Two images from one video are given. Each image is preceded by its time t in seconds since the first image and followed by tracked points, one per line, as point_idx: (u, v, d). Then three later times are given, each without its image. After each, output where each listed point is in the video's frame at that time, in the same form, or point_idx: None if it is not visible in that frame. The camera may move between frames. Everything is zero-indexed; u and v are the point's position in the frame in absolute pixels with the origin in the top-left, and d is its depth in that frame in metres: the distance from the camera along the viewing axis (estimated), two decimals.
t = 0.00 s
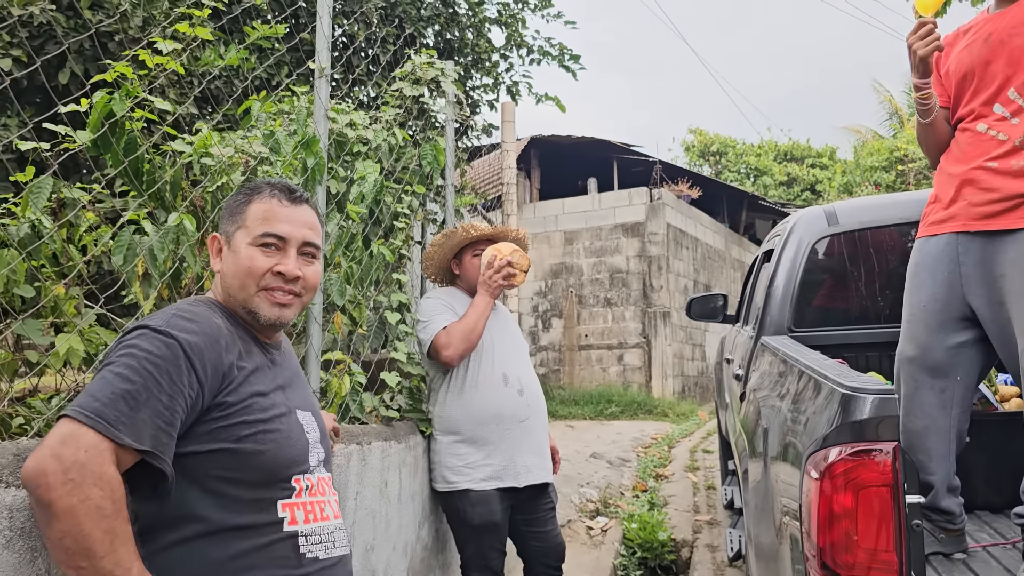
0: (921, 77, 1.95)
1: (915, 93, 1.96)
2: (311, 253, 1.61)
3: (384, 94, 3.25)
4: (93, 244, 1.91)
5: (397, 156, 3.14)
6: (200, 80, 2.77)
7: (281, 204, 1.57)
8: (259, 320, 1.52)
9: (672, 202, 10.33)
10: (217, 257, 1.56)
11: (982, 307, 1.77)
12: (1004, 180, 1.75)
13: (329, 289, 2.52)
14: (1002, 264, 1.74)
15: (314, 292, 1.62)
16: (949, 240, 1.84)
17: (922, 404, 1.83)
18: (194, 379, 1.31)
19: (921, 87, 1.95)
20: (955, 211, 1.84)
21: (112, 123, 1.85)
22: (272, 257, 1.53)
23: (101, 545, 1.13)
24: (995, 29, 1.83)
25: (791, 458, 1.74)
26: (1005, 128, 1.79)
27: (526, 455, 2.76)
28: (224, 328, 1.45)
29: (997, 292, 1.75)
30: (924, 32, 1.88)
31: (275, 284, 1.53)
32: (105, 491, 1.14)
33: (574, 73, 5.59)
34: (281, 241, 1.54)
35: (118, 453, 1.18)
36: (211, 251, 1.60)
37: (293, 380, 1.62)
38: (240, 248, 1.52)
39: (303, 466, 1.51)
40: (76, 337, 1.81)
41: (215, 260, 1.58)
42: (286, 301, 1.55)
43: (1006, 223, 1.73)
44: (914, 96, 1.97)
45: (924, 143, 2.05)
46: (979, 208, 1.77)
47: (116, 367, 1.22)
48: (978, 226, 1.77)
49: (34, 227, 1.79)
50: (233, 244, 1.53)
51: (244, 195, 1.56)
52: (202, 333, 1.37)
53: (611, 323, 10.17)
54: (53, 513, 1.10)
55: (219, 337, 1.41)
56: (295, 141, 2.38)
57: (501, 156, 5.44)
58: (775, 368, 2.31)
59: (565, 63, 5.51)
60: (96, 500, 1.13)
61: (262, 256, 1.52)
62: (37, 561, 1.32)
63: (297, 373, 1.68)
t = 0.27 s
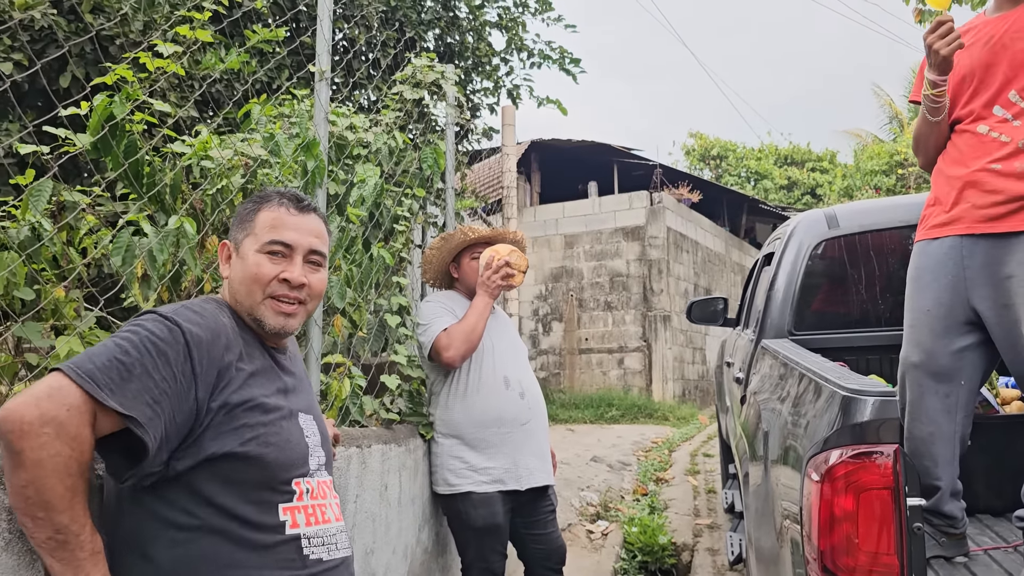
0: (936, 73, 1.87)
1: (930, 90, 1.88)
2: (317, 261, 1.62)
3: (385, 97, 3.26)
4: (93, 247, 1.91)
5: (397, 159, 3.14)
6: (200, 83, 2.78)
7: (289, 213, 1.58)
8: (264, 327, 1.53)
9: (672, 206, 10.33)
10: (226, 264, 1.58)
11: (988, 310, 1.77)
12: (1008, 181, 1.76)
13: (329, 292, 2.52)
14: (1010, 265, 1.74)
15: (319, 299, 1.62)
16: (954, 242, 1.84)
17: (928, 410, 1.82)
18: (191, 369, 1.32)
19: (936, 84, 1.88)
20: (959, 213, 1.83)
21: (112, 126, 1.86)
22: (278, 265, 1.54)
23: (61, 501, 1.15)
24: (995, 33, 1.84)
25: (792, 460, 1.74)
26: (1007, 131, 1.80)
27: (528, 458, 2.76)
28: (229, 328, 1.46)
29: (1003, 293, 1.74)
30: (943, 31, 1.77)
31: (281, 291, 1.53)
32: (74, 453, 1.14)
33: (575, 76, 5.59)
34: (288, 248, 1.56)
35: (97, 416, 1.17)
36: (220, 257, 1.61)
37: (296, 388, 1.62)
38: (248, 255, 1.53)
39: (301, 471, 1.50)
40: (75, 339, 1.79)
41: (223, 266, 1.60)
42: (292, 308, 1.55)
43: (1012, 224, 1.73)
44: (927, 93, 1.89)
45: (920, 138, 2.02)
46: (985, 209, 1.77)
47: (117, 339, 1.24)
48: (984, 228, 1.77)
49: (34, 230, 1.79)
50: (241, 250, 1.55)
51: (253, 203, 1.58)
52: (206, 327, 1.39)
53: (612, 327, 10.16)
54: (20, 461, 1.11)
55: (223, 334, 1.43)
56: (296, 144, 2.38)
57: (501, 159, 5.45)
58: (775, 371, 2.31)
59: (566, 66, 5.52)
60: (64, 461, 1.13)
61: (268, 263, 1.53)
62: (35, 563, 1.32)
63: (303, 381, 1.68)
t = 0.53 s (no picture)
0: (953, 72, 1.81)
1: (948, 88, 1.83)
2: (295, 256, 1.60)
3: (386, 101, 3.26)
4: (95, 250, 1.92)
5: (398, 163, 3.15)
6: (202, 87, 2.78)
7: (264, 210, 1.56)
8: (246, 327, 1.53)
9: (673, 209, 10.33)
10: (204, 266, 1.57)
11: (993, 313, 1.77)
12: (1013, 185, 1.77)
13: (330, 296, 2.52)
14: (1016, 269, 1.75)
15: (299, 295, 1.61)
16: (958, 246, 1.84)
17: (930, 414, 1.84)
18: (168, 387, 1.32)
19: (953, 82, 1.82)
20: (963, 216, 1.83)
21: (114, 130, 1.87)
22: (256, 263, 1.53)
23: (66, 542, 1.17)
24: (997, 36, 1.85)
25: (793, 463, 1.74)
26: (1009, 134, 1.81)
27: (530, 461, 2.76)
28: (204, 339, 1.45)
29: (1007, 296, 1.75)
30: (964, 30, 1.72)
31: (260, 290, 1.52)
32: (71, 493, 1.16)
33: (575, 80, 5.60)
34: (264, 246, 1.54)
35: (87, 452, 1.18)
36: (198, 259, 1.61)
37: (284, 387, 1.61)
38: (225, 255, 1.52)
39: (296, 470, 1.51)
40: (78, 343, 1.79)
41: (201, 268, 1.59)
42: (272, 306, 1.54)
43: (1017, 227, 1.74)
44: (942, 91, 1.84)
45: (922, 133, 1.99)
46: (990, 213, 1.78)
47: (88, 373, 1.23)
48: (989, 231, 1.78)
49: (36, 234, 1.80)
50: (218, 251, 1.53)
51: (229, 202, 1.56)
52: (178, 342, 1.38)
53: (612, 331, 10.16)
54: (19, 509, 1.13)
55: (199, 347, 1.42)
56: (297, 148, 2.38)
57: (502, 163, 5.46)
58: (776, 374, 2.31)
59: (567, 70, 5.53)
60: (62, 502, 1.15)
61: (246, 262, 1.52)
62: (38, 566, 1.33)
63: (290, 377, 1.68)
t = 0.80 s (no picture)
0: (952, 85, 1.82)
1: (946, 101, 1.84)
2: (285, 255, 1.61)
3: (386, 104, 3.28)
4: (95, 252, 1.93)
5: (397, 166, 3.16)
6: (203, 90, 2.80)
7: (253, 209, 1.57)
8: (236, 326, 1.53)
9: (672, 212, 10.35)
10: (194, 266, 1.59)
11: (992, 315, 1.77)
12: (1010, 187, 1.78)
13: (329, 298, 2.53)
14: (1014, 271, 1.76)
15: (289, 294, 1.62)
16: (956, 249, 1.85)
17: (928, 417, 1.84)
18: (155, 390, 1.33)
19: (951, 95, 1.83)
20: (961, 219, 1.84)
21: (114, 133, 1.88)
22: (245, 262, 1.54)
23: (69, 567, 1.17)
24: (991, 40, 1.87)
25: (789, 464, 1.75)
26: (1005, 137, 1.82)
27: (528, 463, 2.76)
28: (188, 341, 1.46)
29: (1005, 299, 1.76)
30: (960, 45, 1.72)
31: (250, 290, 1.53)
32: (74, 517, 1.17)
33: (574, 83, 5.62)
34: (253, 245, 1.55)
35: (88, 473, 1.20)
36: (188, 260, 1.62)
37: (274, 384, 1.62)
38: (214, 254, 1.53)
39: (286, 466, 1.52)
40: (78, 344, 1.79)
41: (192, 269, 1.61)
42: (261, 305, 1.55)
43: (1015, 230, 1.75)
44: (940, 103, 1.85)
45: (919, 138, 2.00)
46: (987, 216, 1.79)
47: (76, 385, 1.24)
48: (987, 234, 1.79)
49: (36, 236, 1.81)
50: (207, 250, 1.55)
51: (217, 203, 1.57)
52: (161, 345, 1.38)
53: (612, 334, 10.16)
54: (22, 535, 1.13)
55: (181, 348, 1.43)
56: (297, 151, 2.40)
57: (502, 166, 5.47)
58: (773, 376, 2.31)
59: (566, 73, 5.55)
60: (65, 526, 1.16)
61: (235, 261, 1.53)
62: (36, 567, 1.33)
63: (282, 376, 1.68)
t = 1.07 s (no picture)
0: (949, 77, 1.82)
1: (943, 94, 1.84)
2: (278, 258, 1.61)
3: (384, 107, 3.28)
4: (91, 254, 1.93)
5: (396, 169, 3.16)
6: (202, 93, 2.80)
7: (246, 213, 1.58)
8: (228, 329, 1.54)
9: (672, 215, 10.36)
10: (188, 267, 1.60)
11: (989, 318, 1.78)
12: (1006, 190, 1.77)
13: (326, 301, 2.53)
14: (1011, 274, 1.76)
15: (282, 298, 1.62)
16: (952, 252, 1.85)
17: (925, 419, 1.84)
18: (145, 393, 1.33)
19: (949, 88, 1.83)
20: (957, 223, 1.84)
21: (111, 136, 1.89)
22: (237, 266, 1.54)
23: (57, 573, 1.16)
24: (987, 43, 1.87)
25: (785, 467, 1.75)
26: (1001, 141, 1.82)
27: (526, 466, 2.76)
28: (179, 343, 1.46)
29: (1002, 302, 1.76)
30: (965, 36, 1.74)
31: (242, 293, 1.53)
32: (63, 522, 1.17)
33: (574, 86, 5.63)
34: (246, 248, 1.55)
35: (78, 477, 1.21)
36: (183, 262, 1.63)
37: (267, 387, 1.62)
38: (207, 257, 1.53)
39: (279, 468, 1.52)
40: (75, 347, 1.80)
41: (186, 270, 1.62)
42: (252, 308, 1.55)
43: (1012, 233, 1.75)
44: (937, 97, 1.85)
45: (915, 138, 1.99)
46: (985, 219, 1.79)
47: (65, 389, 1.24)
48: (983, 238, 1.79)
49: (34, 239, 1.82)
50: (200, 254, 1.55)
51: (211, 206, 1.58)
52: (151, 347, 1.39)
53: (612, 337, 10.16)
54: (11, 541, 1.13)
55: (171, 350, 1.43)
56: (294, 153, 2.39)
57: (501, 169, 5.47)
58: (771, 379, 2.31)
59: (565, 77, 5.56)
60: (53, 531, 1.16)
61: (228, 265, 1.53)
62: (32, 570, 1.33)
63: (276, 379, 1.68)
